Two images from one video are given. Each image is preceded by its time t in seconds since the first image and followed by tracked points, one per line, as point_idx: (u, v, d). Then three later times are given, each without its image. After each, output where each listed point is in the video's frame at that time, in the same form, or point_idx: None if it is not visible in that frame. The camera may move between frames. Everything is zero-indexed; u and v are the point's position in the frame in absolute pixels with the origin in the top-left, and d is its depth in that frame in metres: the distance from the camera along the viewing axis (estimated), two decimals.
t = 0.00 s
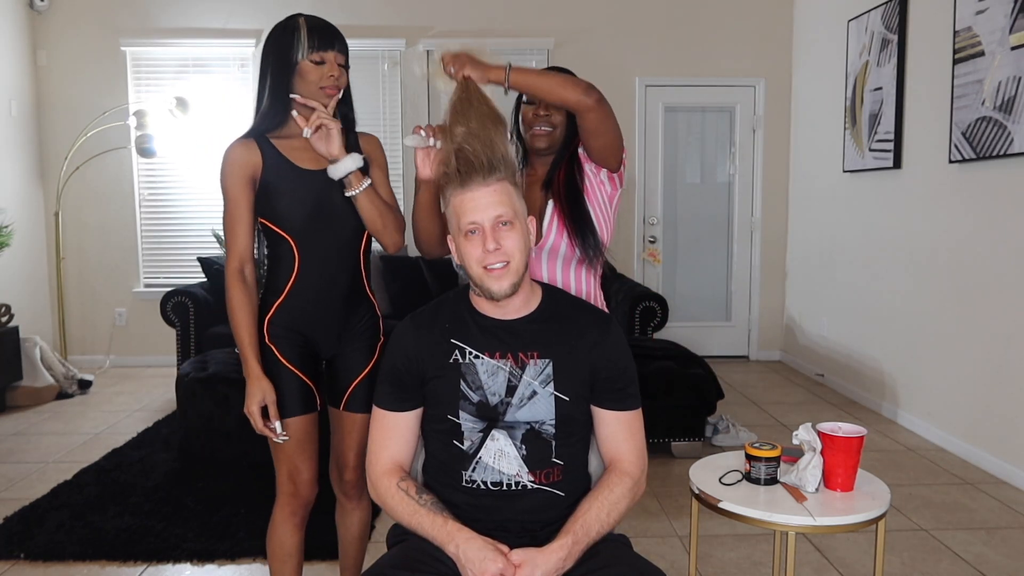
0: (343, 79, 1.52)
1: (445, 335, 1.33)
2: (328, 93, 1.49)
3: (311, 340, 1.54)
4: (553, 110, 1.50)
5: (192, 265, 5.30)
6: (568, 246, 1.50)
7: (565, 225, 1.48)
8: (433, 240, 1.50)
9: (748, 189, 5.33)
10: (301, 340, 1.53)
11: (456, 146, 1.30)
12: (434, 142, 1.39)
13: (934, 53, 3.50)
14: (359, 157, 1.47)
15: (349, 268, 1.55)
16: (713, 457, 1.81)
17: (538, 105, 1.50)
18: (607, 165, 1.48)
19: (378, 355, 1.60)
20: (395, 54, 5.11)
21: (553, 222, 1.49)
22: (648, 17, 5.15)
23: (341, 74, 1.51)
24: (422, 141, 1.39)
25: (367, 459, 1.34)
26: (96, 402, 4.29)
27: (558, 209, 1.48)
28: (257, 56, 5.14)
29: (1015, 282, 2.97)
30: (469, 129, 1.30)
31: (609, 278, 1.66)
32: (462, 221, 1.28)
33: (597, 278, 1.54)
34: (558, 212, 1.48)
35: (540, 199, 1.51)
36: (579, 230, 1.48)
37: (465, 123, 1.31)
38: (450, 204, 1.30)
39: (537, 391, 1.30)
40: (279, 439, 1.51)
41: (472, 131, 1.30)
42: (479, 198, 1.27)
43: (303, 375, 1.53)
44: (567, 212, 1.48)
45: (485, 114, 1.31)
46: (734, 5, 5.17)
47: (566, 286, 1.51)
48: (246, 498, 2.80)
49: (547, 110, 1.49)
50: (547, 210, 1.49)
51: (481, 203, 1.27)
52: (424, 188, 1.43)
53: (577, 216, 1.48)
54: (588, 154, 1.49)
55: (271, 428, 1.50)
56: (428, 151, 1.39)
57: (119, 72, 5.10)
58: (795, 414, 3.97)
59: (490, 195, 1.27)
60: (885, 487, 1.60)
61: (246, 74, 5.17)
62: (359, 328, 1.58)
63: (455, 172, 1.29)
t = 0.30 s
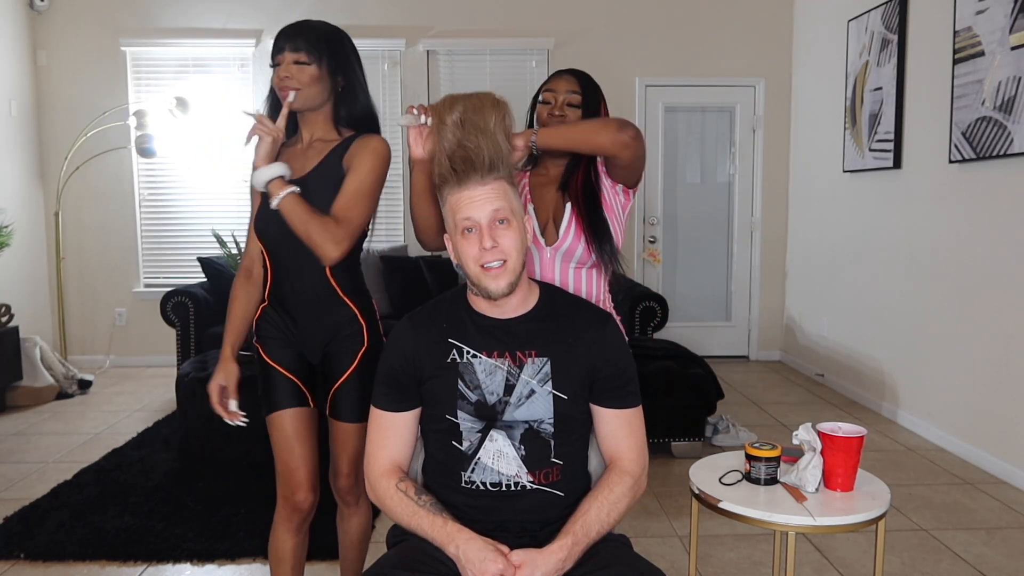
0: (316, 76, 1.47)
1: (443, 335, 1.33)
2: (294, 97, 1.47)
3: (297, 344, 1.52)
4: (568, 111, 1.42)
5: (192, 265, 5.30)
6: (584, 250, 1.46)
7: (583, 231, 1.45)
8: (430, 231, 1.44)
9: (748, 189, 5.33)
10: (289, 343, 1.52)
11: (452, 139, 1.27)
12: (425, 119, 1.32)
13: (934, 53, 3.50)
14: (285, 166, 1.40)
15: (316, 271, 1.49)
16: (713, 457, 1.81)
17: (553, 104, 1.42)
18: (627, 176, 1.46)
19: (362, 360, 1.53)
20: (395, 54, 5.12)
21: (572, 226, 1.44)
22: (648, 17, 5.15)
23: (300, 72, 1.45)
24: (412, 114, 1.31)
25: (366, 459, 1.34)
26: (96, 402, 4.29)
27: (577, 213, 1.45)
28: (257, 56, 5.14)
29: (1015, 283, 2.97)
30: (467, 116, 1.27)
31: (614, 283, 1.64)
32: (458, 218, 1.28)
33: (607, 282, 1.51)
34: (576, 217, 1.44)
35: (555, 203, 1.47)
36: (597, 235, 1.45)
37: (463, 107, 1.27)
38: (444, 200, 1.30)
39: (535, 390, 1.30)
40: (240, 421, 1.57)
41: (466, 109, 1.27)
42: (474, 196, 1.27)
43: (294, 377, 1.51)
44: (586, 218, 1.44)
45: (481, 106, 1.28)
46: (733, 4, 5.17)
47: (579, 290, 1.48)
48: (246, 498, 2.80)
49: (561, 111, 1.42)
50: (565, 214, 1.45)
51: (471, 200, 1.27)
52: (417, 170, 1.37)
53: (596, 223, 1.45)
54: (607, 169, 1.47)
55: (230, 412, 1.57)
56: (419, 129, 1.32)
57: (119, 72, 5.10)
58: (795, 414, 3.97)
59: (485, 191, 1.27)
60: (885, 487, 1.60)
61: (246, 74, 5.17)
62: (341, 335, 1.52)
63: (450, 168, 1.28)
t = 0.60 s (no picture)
0: (280, 73, 1.44)
1: (441, 334, 1.33)
2: (257, 95, 1.45)
3: (269, 349, 1.50)
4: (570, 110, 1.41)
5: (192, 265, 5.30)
6: (586, 255, 1.45)
7: (586, 234, 1.44)
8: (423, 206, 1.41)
9: (748, 189, 5.33)
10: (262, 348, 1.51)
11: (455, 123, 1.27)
12: (429, 91, 1.34)
13: (934, 53, 3.50)
14: (234, 166, 1.45)
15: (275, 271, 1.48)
16: (713, 457, 1.81)
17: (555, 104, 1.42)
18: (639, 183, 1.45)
19: (329, 375, 1.51)
20: (395, 54, 5.12)
21: (576, 229, 1.43)
22: (648, 17, 5.15)
23: (264, 71, 1.43)
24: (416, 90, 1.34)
25: (365, 458, 1.34)
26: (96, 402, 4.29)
27: (582, 217, 1.44)
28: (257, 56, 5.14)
29: (1015, 283, 2.97)
30: (475, 88, 1.25)
31: (619, 287, 1.63)
32: (457, 212, 1.28)
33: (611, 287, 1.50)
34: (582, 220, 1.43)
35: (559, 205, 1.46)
36: (601, 240, 1.44)
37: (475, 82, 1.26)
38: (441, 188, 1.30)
39: (534, 387, 1.30)
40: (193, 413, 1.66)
41: (474, 79, 1.27)
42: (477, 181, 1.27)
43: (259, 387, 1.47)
44: (591, 222, 1.44)
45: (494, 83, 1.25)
46: (734, 4, 5.17)
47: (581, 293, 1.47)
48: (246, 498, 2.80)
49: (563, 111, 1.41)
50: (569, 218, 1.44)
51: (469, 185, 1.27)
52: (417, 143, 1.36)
53: (600, 227, 1.44)
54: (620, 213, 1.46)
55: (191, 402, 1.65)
56: (421, 101, 1.34)
57: (119, 72, 5.11)
58: (795, 414, 3.97)
59: (484, 187, 1.26)
60: (885, 487, 1.60)
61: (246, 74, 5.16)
62: (307, 347, 1.50)
63: (449, 152, 1.27)
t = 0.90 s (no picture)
0: (227, 82, 1.42)
1: (444, 331, 1.32)
2: (201, 104, 1.43)
3: (183, 379, 1.43)
4: (572, 111, 1.40)
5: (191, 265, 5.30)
6: (582, 258, 1.44)
7: (583, 238, 1.42)
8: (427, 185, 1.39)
9: (748, 189, 5.33)
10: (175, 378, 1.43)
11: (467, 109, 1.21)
12: (441, 67, 1.27)
13: (934, 53, 3.50)
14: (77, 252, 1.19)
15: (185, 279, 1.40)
16: (712, 456, 1.81)
17: (558, 104, 1.40)
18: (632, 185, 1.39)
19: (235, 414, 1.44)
20: (395, 54, 5.12)
21: (573, 233, 1.41)
22: (648, 16, 5.15)
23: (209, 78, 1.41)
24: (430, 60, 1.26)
25: (367, 456, 1.34)
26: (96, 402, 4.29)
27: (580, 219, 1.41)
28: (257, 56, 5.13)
29: (1015, 283, 2.97)
30: (491, 70, 1.21)
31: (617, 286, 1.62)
32: (462, 210, 1.27)
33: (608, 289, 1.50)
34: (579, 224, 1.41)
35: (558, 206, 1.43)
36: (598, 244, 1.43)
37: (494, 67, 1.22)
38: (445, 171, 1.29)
39: (536, 384, 1.29)
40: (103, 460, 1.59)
41: (489, 61, 1.22)
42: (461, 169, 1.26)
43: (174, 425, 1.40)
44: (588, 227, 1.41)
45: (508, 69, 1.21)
46: (734, 4, 5.17)
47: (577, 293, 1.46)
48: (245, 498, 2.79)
49: (566, 111, 1.39)
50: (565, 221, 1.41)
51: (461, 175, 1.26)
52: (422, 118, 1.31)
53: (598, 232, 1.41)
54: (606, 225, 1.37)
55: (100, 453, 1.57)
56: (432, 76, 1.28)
57: (119, 72, 5.11)
58: (795, 414, 3.97)
59: (488, 183, 1.26)
60: (885, 487, 1.60)
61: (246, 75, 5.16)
62: (217, 378, 1.43)
63: (454, 138, 1.23)
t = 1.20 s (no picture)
0: (130, 52, 1.10)
1: (444, 330, 1.32)
2: (96, 78, 1.10)
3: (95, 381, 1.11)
4: (568, 113, 1.37)
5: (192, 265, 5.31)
6: (578, 255, 1.43)
7: (579, 236, 1.39)
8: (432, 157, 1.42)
9: (748, 189, 5.33)
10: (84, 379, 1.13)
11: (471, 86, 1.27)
12: (456, 36, 1.32)
13: (934, 53, 3.50)
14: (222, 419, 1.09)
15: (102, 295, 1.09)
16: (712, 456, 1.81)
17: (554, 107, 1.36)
18: (627, 180, 1.36)
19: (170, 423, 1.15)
20: (395, 54, 5.12)
21: (568, 232, 1.39)
22: (648, 16, 5.15)
23: (107, 47, 1.08)
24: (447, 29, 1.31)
25: (368, 455, 1.34)
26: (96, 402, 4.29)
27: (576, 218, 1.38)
28: (257, 56, 5.13)
29: (1015, 283, 2.97)
30: (503, 49, 1.28)
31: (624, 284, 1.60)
32: (464, 209, 1.27)
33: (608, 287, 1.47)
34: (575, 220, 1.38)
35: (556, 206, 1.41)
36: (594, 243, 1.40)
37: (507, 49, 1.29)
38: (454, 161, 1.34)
39: (537, 383, 1.29)
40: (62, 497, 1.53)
41: (503, 40, 1.30)
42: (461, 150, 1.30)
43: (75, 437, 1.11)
44: (583, 226, 1.38)
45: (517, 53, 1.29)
46: (734, 4, 5.17)
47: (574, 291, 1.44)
48: (246, 498, 2.79)
49: (562, 114, 1.37)
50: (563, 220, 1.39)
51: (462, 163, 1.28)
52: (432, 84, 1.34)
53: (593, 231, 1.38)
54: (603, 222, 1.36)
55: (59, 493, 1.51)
56: (445, 43, 1.32)
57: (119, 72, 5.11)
58: (795, 414, 3.97)
59: (490, 181, 1.26)
60: (885, 487, 1.60)
61: (246, 74, 5.15)
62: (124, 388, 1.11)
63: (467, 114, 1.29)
